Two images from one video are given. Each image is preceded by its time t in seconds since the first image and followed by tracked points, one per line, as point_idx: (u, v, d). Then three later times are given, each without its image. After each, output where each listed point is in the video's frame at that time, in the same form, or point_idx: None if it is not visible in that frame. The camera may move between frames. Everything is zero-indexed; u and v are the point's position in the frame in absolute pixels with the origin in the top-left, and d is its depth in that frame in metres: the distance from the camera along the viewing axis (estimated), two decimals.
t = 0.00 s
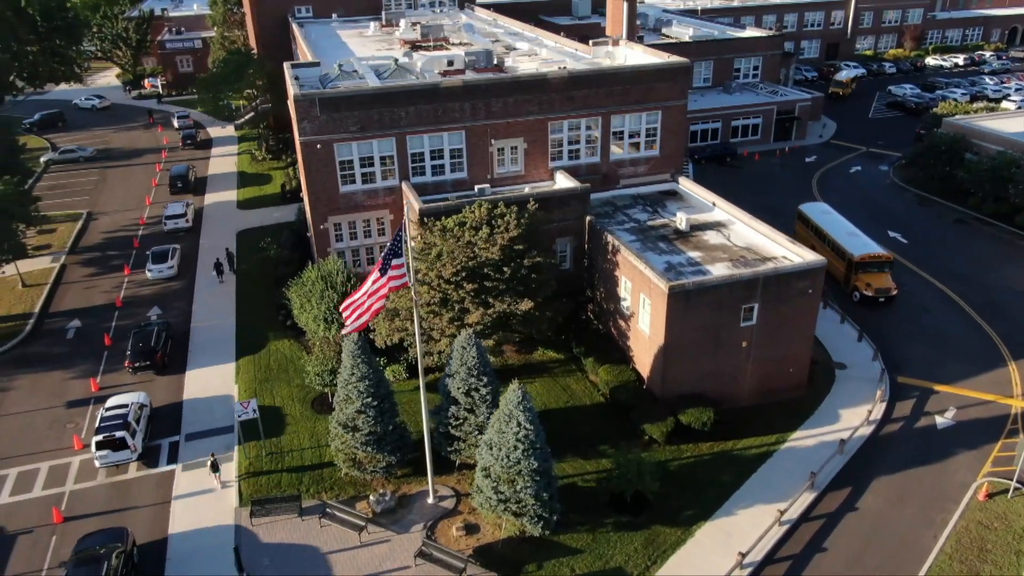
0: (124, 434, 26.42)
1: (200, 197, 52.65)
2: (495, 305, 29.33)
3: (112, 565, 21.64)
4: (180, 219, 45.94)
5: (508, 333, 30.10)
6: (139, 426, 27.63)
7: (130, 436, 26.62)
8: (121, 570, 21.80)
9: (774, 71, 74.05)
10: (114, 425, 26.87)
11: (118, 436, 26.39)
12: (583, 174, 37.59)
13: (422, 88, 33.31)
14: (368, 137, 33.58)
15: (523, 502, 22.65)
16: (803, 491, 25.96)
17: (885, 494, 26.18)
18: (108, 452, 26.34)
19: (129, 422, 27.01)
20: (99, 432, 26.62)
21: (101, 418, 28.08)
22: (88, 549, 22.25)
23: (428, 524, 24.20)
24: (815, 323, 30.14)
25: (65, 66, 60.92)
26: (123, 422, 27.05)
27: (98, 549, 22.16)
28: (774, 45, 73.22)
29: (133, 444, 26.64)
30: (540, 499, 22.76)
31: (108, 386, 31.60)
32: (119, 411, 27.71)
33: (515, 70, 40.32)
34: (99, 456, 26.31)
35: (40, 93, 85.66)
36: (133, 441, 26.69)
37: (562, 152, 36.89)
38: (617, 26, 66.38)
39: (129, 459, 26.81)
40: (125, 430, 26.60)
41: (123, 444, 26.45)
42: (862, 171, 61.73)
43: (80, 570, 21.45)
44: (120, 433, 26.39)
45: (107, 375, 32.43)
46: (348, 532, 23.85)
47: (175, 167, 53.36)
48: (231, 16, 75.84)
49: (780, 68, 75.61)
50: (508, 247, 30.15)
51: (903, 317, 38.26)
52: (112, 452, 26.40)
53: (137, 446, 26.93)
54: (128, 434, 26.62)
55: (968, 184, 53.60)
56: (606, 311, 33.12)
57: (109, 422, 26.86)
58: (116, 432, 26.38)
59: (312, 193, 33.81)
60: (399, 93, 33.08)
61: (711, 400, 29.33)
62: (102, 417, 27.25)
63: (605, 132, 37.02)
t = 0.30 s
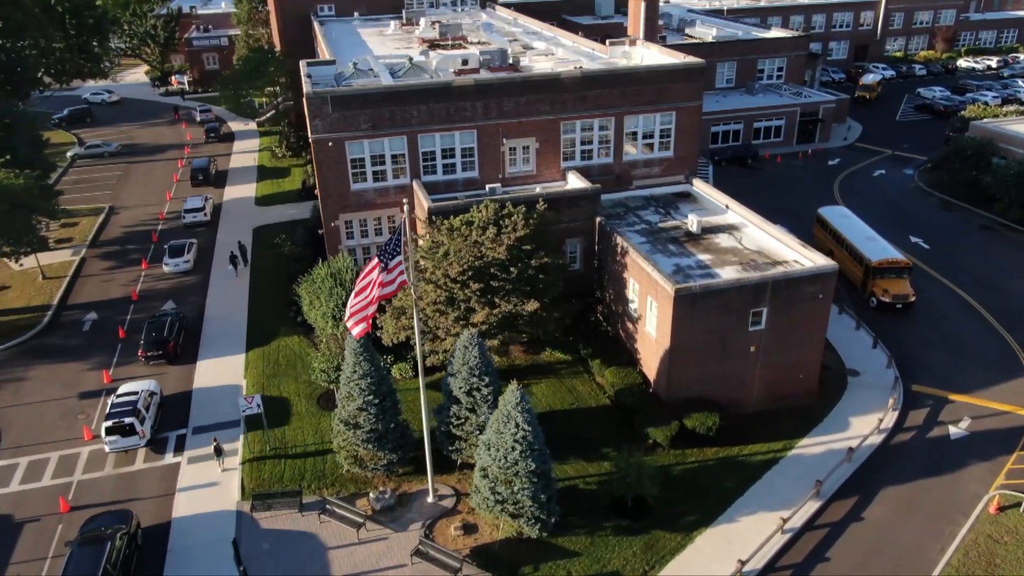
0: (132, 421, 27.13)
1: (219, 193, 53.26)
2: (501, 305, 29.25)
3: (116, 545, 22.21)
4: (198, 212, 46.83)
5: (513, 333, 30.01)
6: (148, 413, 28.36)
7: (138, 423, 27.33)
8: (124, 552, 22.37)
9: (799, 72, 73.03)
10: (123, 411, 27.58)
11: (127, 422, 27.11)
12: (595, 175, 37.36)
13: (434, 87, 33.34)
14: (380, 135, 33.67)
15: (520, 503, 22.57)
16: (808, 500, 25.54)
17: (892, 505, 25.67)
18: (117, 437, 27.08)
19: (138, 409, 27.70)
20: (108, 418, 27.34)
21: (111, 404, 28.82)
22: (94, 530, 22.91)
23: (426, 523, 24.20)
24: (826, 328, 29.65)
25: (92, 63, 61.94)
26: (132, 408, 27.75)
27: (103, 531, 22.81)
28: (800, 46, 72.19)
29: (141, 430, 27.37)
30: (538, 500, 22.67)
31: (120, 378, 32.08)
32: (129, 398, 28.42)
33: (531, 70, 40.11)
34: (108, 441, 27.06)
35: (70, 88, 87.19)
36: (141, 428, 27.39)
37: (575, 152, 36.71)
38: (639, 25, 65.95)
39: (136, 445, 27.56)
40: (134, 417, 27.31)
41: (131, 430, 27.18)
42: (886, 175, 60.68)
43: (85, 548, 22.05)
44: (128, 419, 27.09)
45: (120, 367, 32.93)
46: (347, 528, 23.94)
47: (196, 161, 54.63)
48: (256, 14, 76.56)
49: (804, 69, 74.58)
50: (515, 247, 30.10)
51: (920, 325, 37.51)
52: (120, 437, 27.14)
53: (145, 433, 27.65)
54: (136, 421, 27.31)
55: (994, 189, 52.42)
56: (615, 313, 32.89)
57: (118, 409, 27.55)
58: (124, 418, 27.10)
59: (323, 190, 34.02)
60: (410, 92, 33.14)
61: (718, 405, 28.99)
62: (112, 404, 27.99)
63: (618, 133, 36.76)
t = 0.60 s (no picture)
0: (144, 407, 27.91)
1: (242, 189, 53.90)
2: (508, 305, 29.19)
3: (123, 525, 22.77)
4: (220, 206, 47.47)
5: (520, 334, 29.91)
6: (159, 400, 29.10)
7: (149, 409, 28.10)
8: (129, 532, 22.94)
9: (827, 74, 71.80)
10: (136, 397, 28.37)
11: (139, 408, 27.91)
12: (610, 176, 37.07)
13: (448, 85, 33.36)
14: (393, 133, 33.78)
15: (518, 504, 22.50)
16: (814, 509, 25.09)
17: (901, 516, 25.11)
18: (128, 422, 27.92)
19: (150, 395, 28.45)
20: (121, 403, 28.17)
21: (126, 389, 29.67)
22: (102, 509, 23.44)
23: (426, 522, 24.22)
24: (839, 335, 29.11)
25: (121, 59, 63.03)
26: (144, 395, 28.54)
27: (111, 510, 23.34)
28: (829, 47, 71.03)
29: (152, 416, 28.15)
30: (536, 502, 22.57)
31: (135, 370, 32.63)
32: (142, 384, 29.21)
33: (548, 70, 39.97)
34: (120, 425, 27.93)
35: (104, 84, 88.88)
36: (152, 414, 28.18)
37: (589, 152, 36.46)
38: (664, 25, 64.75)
39: (147, 430, 28.36)
40: (146, 403, 28.06)
41: (143, 416, 27.99)
42: (914, 179, 59.45)
43: (93, 526, 22.58)
44: (140, 405, 27.88)
45: (135, 358, 33.50)
46: (347, 524, 24.05)
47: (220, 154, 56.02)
48: (283, 12, 77.33)
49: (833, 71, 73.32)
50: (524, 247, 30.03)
51: (941, 333, 36.66)
52: (132, 422, 27.98)
53: (156, 419, 28.43)
54: (148, 407, 28.09)
55: None
56: (625, 315, 32.65)
57: (131, 395, 28.35)
58: (136, 404, 27.88)
59: (336, 187, 34.20)
60: (424, 90, 33.19)
61: (726, 410, 28.61)
62: (126, 389, 28.83)
63: (634, 133, 36.42)
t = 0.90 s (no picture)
0: (153, 394, 28.53)
1: (261, 185, 54.40)
2: (514, 305, 29.10)
3: (128, 507, 23.41)
4: (239, 199, 48.73)
5: (527, 334, 29.78)
6: (170, 387, 29.77)
7: (159, 396, 28.75)
8: (135, 515, 23.55)
9: (853, 75, 70.64)
10: (146, 384, 29.05)
11: (149, 396, 28.53)
12: (623, 176, 36.75)
13: (460, 84, 33.38)
14: (405, 131, 33.85)
15: (515, 505, 22.41)
16: (818, 517, 24.68)
17: (908, 527, 24.61)
18: (139, 410, 28.54)
19: (160, 383, 29.07)
20: (132, 390, 28.85)
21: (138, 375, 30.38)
22: (110, 491, 24.10)
23: (424, 520, 24.22)
24: (850, 340, 28.58)
25: (146, 55, 63.93)
26: (155, 382, 29.20)
27: (118, 493, 23.95)
28: (855, 48, 69.89)
29: (161, 404, 28.78)
30: (533, 503, 22.46)
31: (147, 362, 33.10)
32: (154, 371, 29.91)
33: (563, 69, 39.81)
34: (131, 412, 28.60)
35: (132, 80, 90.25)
36: (162, 401, 28.82)
37: (602, 152, 36.21)
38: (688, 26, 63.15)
39: (157, 417, 28.99)
40: (156, 390, 28.70)
41: (152, 403, 28.64)
42: (939, 183, 58.28)
43: (100, 507, 23.26)
44: (150, 393, 28.50)
45: (148, 351, 33.99)
46: (346, 521, 24.15)
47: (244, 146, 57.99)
48: (308, 10, 77.92)
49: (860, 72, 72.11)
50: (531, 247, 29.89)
51: (959, 340, 35.90)
52: (142, 410, 28.60)
53: (166, 406, 29.07)
54: (158, 394, 28.72)
55: None
56: (634, 317, 32.38)
57: (142, 382, 29.07)
58: (147, 391, 28.53)
59: (347, 184, 34.34)
60: (435, 88, 33.22)
61: (732, 415, 28.26)
62: (138, 376, 29.54)
63: (647, 133, 36.07)
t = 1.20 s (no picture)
0: (165, 382, 29.37)
1: (282, 182, 54.95)
2: (521, 305, 29.01)
3: (136, 491, 23.96)
4: (259, 192, 49.94)
5: (533, 335, 29.66)
6: (182, 376, 30.51)
7: (170, 385, 29.53)
8: (142, 498, 24.12)
9: (883, 77, 69.35)
10: (159, 373, 29.86)
11: (161, 383, 29.39)
12: (637, 178, 36.45)
13: (474, 84, 33.39)
14: (418, 130, 33.93)
15: (513, 507, 22.34)
16: (823, 528, 24.22)
17: (917, 540, 24.05)
18: (151, 397, 29.43)
19: (172, 371, 29.88)
20: (145, 377, 29.69)
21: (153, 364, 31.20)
22: (120, 475, 24.71)
23: (423, 519, 24.23)
24: (862, 349, 28.05)
25: (174, 53, 64.91)
26: (167, 370, 30.00)
27: (126, 477, 24.55)
28: (884, 50, 68.59)
29: (172, 392, 29.55)
30: (531, 505, 22.34)
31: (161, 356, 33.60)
32: (167, 360, 30.70)
33: (580, 69, 39.62)
34: (144, 399, 29.47)
35: (163, 77, 91.68)
36: (174, 389, 29.61)
37: (616, 154, 35.96)
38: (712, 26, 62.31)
39: (169, 406, 29.77)
40: (168, 378, 29.54)
41: (164, 391, 29.45)
42: (968, 190, 56.95)
43: (109, 489, 23.86)
44: (162, 381, 29.32)
45: (162, 344, 34.48)
46: (345, 519, 24.23)
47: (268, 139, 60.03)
48: (334, 9, 78.53)
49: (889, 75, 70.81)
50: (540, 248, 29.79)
51: (980, 351, 35.02)
52: (155, 397, 29.47)
53: (177, 395, 29.82)
54: (170, 383, 29.54)
55: None
56: (644, 321, 32.11)
57: (155, 370, 29.89)
58: (159, 379, 29.36)
59: (360, 182, 34.51)
60: (448, 88, 33.27)
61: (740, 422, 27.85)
62: (152, 364, 30.37)
63: (662, 135, 35.72)
